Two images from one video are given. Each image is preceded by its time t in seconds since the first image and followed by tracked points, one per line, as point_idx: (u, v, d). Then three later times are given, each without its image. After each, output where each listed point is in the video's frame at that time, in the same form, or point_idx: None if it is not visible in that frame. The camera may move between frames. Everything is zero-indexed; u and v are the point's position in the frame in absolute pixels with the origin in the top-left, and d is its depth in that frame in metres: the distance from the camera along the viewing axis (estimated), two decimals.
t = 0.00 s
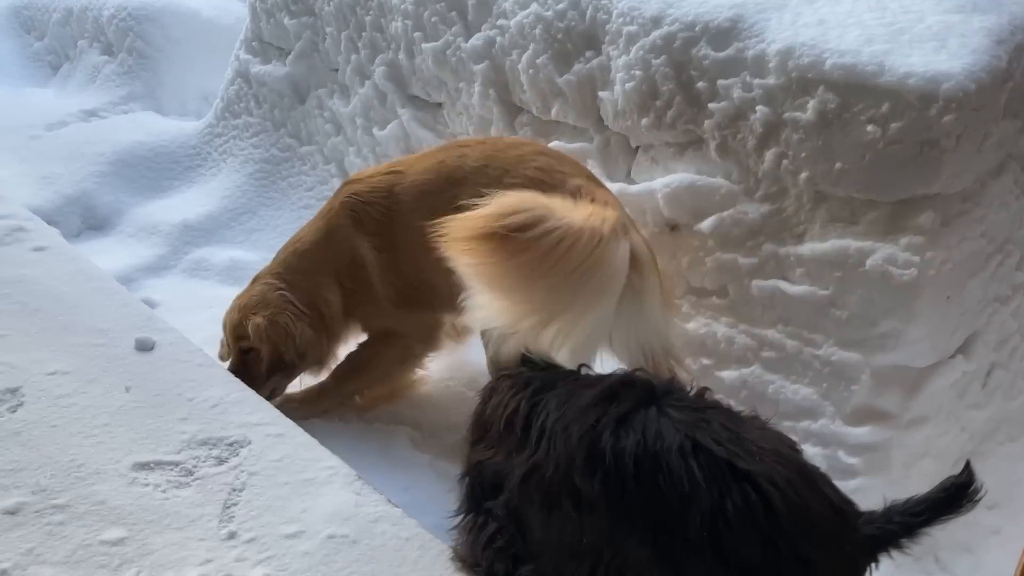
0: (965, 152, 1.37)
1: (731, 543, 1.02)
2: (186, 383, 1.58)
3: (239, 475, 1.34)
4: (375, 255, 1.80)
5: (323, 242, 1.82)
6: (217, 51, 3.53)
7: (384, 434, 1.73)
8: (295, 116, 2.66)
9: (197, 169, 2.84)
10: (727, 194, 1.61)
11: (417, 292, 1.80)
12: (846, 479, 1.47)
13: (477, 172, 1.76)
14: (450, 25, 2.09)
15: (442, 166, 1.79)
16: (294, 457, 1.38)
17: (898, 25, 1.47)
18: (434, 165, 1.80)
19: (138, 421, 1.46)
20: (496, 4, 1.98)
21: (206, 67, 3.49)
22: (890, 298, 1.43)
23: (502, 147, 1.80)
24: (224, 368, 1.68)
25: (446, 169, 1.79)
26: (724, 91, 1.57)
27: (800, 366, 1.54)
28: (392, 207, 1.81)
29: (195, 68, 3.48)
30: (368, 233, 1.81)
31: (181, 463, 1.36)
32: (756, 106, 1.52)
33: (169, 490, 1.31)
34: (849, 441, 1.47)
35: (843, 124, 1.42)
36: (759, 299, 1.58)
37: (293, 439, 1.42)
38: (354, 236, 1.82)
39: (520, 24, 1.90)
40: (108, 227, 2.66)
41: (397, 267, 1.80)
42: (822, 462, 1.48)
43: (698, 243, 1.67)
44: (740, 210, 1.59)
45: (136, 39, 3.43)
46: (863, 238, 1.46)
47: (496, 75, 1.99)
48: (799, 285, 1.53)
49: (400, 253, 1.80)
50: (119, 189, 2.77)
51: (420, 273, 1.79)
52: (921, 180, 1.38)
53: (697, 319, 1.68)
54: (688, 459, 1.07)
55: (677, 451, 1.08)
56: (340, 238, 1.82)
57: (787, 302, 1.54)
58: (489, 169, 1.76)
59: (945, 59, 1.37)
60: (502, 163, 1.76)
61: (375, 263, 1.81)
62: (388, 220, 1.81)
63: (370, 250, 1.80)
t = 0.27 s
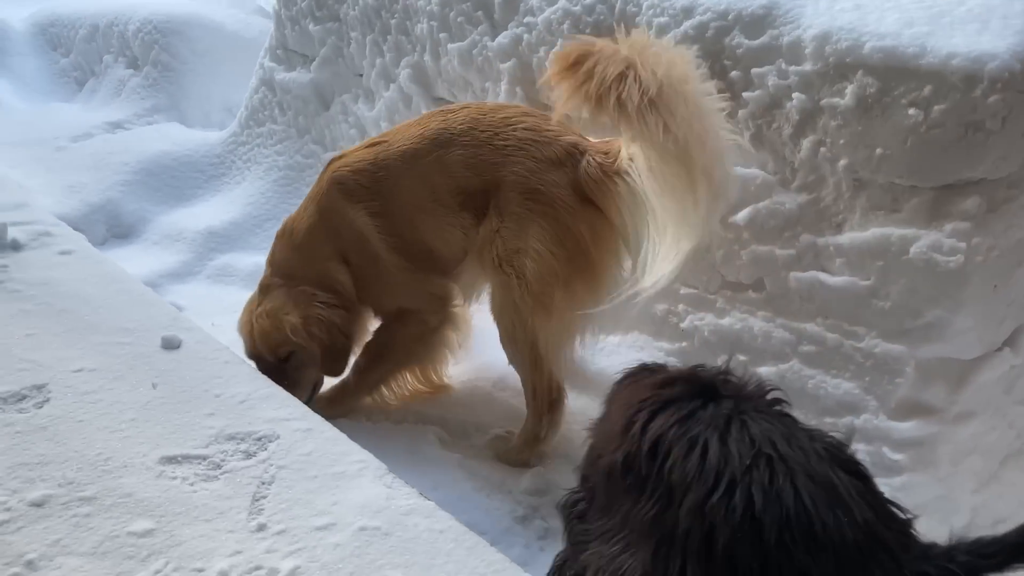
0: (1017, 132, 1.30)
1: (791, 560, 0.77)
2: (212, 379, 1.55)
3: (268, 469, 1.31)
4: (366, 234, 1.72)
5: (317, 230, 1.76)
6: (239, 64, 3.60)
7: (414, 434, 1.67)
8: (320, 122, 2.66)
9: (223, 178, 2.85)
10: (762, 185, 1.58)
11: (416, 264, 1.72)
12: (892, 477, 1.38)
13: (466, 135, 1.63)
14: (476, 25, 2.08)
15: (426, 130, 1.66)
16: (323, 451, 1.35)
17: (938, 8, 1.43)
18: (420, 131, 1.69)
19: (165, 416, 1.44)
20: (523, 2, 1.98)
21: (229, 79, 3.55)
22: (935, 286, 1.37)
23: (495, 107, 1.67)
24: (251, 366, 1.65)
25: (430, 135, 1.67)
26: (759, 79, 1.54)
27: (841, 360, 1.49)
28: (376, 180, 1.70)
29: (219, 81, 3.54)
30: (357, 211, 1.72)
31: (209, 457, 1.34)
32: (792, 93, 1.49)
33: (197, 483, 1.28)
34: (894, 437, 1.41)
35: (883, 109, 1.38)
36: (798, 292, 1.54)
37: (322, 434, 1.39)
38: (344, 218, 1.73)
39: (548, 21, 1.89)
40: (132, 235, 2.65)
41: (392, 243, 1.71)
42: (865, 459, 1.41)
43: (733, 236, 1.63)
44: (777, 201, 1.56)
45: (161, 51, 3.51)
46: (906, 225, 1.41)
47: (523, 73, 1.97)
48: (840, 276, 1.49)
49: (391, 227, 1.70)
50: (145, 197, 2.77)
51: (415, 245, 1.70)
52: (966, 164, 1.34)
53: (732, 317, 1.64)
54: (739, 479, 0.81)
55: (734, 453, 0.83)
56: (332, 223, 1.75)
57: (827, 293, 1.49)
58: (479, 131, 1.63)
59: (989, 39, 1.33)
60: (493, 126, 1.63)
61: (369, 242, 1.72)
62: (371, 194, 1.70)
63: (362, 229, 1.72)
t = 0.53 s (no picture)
0: None
1: (786, 530, 0.98)
2: (229, 381, 1.54)
3: (286, 469, 1.29)
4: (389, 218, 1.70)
5: (331, 216, 1.72)
6: (253, 71, 3.59)
7: (432, 434, 1.64)
8: (334, 126, 2.66)
9: (237, 184, 2.84)
10: (785, 177, 1.56)
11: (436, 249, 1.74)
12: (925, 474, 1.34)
13: (496, 121, 1.68)
14: (491, 24, 2.06)
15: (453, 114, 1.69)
16: (341, 451, 1.33)
17: None
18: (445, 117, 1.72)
19: (182, 417, 1.42)
20: None
21: (241, 86, 3.56)
22: (966, 278, 1.33)
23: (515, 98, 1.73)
24: (268, 367, 1.63)
25: (458, 119, 1.70)
26: (781, 70, 1.51)
27: (869, 355, 1.44)
28: (401, 164, 1.71)
29: (233, 88, 3.55)
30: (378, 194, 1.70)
31: (226, 457, 1.32)
32: (815, 83, 1.46)
33: (213, 483, 1.26)
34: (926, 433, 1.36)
35: (910, 97, 1.35)
36: (823, 286, 1.49)
37: (340, 433, 1.37)
38: (362, 201, 1.71)
39: (564, 17, 1.87)
40: (148, 242, 2.65)
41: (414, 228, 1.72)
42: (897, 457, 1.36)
43: (755, 230, 1.59)
44: (800, 194, 1.53)
45: (175, 60, 3.54)
46: (934, 216, 1.37)
47: (539, 71, 1.96)
48: (867, 269, 1.45)
49: (416, 210, 1.71)
50: (160, 204, 2.77)
51: (438, 230, 1.72)
52: (996, 152, 1.29)
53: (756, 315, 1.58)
54: (756, 454, 1.02)
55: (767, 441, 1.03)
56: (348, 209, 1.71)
57: (853, 287, 1.45)
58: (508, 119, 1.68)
59: (1018, 23, 1.30)
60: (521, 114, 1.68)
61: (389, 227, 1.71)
62: (397, 177, 1.71)
63: (384, 213, 1.70)
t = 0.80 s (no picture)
0: None
1: (729, 503, 0.92)
2: (238, 401, 1.52)
3: (296, 490, 1.27)
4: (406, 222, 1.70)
5: (343, 207, 1.73)
6: (263, 92, 3.66)
7: (444, 454, 1.62)
8: (343, 145, 2.66)
9: (247, 203, 2.84)
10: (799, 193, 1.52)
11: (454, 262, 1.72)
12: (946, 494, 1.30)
13: (521, 130, 1.66)
14: (500, 41, 2.06)
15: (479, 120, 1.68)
16: (352, 472, 1.31)
17: (978, 6, 1.40)
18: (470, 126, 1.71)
19: (191, 438, 1.41)
20: (548, 16, 1.96)
21: (252, 109, 3.62)
22: (986, 292, 1.31)
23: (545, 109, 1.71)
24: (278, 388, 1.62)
25: (484, 127, 1.70)
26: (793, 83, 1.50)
27: (887, 372, 1.41)
28: (423, 171, 1.70)
29: (243, 110, 3.60)
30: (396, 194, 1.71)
31: (235, 478, 1.30)
32: (827, 97, 1.44)
33: (222, 505, 1.24)
34: (946, 451, 1.32)
35: (925, 109, 1.33)
36: (840, 302, 1.47)
37: (350, 454, 1.36)
38: (373, 195, 1.72)
39: (573, 33, 1.87)
40: (158, 261, 2.64)
41: (431, 237, 1.70)
42: (917, 476, 1.33)
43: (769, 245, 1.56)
44: (814, 210, 1.49)
45: (185, 81, 3.57)
46: (951, 230, 1.35)
47: (548, 88, 1.95)
48: (884, 284, 1.42)
49: (433, 219, 1.69)
50: (170, 224, 2.77)
51: (455, 241, 1.70)
52: (1013, 164, 1.27)
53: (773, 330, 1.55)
54: (734, 430, 0.96)
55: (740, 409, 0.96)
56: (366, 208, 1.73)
57: (871, 302, 1.42)
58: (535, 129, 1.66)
59: None
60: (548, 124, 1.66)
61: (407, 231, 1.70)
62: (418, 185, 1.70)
63: (393, 210, 1.70)
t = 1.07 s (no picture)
0: None
1: (695, 506, 1.12)
2: (246, 434, 1.51)
3: (303, 525, 1.26)
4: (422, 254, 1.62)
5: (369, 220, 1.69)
6: (273, 122, 3.70)
7: (452, 487, 1.60)
8: (352, 175, 2.67)
9: (256, 233, 2.86)
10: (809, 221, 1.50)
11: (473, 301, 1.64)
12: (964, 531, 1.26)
13: (545, 167, 1.58)
14: (508, 71, 2.07)
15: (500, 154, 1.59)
16: (360, 506, 1.30)
17: (987, 35, 1.40)
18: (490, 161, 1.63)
19: (198, 471, 1.39)
20: (555, 47, 1.97)
21: (262, 138, 3.65)
22: (1001, 321, 1.30)
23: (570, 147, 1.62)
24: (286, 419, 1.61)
25: (507, 161, 1.61)
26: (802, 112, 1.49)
27: (902, 402, 1.39)
28: (443, 206, 1.62)
29: (252, 140, 3.63)
30: (414, 222, 1.64)
31: (243, 513, 1.29)
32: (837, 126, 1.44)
33: (230, 540, 1.23)
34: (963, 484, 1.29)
35: (936, 138, 1.33)
36: (853, 331, 1.45)
37: (359, 487, 1.34)
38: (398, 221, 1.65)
39: (581, 64, 1.87)
40: (167, 291, 2.65)
41: (451, 274, 1.62)
42: (935, 510, 1.30)
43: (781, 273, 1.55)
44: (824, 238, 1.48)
45: (196, 111, 3.61)
46: (964, 259, 1.35)
47: (556, 118, 1.96)
48: (897, 313, 1.41)
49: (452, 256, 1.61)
50: (179, 254, 2.78)
51: (478, 277, 1.60)
52: None
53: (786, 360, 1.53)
54: (722, 440, 1.13)
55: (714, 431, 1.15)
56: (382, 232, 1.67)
57: (884, 331, 1.41)
58: (560, 166, 1.57)
59: None
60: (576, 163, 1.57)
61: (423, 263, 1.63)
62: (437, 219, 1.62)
63: (416, 236, 1.63)
